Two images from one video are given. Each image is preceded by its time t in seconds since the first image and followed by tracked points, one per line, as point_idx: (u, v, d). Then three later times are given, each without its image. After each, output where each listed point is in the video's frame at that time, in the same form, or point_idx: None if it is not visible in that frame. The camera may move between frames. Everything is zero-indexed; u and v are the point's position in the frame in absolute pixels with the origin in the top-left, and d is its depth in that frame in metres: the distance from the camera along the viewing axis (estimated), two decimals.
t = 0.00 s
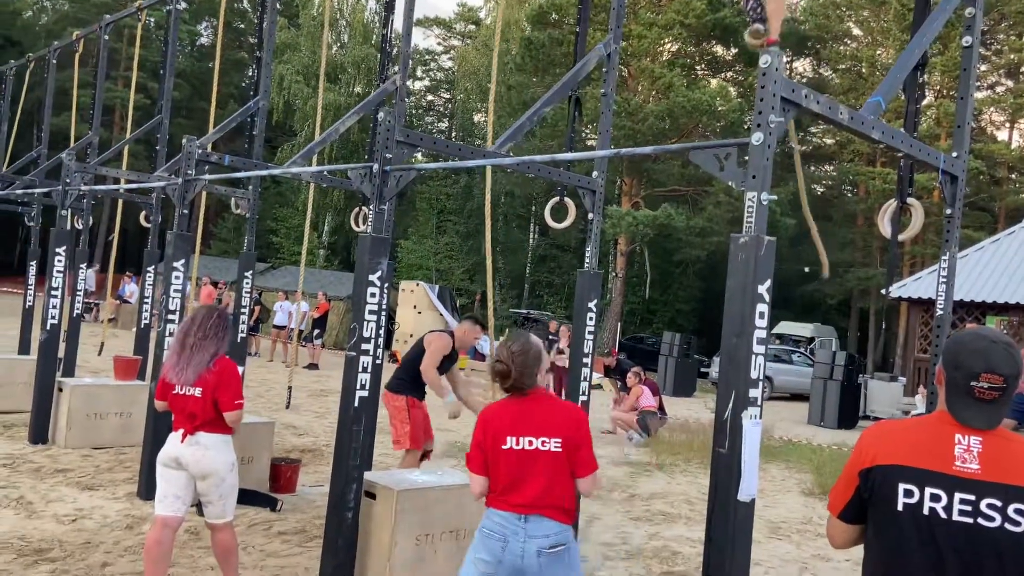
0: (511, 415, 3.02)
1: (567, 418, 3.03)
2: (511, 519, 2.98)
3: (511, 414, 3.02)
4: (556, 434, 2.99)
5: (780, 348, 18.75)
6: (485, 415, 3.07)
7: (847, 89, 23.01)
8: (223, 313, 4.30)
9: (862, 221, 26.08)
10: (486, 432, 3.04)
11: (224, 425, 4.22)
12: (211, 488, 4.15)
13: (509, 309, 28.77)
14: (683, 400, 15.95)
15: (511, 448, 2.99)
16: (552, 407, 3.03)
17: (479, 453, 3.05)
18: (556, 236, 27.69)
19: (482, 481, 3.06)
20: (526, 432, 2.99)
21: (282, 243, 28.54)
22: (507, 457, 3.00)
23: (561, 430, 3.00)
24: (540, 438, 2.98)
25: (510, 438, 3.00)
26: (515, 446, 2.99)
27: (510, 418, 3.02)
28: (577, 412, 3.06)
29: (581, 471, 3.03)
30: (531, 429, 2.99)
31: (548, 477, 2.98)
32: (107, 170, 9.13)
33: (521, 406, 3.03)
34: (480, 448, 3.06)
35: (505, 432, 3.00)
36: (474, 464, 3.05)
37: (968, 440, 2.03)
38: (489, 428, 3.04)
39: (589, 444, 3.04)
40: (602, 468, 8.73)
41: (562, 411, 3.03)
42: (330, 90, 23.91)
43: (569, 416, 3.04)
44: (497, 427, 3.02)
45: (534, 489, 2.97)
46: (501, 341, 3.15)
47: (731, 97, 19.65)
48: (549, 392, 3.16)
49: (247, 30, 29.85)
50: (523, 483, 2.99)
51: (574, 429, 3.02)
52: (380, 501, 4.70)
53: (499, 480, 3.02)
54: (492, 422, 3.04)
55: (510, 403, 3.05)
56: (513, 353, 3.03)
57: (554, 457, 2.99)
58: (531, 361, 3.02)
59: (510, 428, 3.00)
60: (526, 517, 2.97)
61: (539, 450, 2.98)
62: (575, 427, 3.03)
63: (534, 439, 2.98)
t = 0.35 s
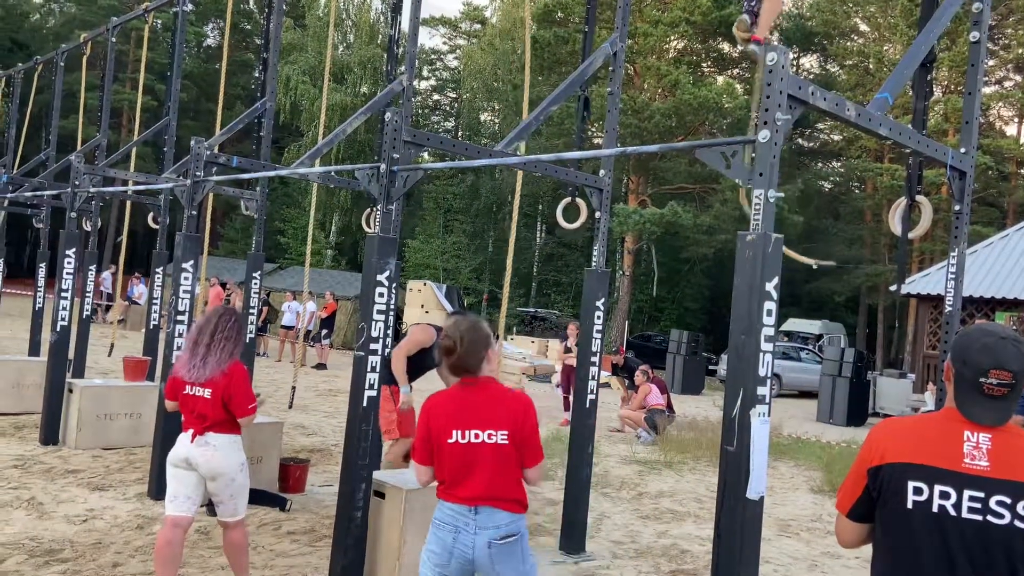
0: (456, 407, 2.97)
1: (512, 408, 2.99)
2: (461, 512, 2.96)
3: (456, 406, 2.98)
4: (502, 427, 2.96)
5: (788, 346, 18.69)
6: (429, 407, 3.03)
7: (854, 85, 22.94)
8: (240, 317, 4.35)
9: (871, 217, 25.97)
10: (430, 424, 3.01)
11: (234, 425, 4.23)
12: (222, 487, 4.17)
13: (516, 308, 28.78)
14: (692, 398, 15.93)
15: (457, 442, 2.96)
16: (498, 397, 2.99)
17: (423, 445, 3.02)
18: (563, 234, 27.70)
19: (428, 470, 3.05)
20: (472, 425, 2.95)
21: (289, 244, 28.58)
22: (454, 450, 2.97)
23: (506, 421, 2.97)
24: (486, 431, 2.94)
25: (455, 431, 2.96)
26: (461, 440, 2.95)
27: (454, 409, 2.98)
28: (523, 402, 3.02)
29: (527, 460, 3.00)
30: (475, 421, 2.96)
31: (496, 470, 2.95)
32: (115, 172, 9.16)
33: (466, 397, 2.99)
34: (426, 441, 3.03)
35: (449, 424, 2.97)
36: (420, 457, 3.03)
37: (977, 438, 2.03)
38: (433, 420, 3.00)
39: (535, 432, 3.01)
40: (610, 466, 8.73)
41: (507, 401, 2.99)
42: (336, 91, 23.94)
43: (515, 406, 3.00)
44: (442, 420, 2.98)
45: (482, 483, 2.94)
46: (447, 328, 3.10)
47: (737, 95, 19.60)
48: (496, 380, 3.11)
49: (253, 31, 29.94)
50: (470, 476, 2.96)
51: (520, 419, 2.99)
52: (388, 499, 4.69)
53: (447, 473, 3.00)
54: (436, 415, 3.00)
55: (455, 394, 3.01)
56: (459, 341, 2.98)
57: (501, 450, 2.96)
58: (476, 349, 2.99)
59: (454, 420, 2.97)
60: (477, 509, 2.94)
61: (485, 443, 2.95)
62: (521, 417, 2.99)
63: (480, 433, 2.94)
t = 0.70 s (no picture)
0: (437, 419, 2.97)
1: (492, 426, 2.95)
2: (434, 523, 2.96)
3: (437, 418, 2.98)
4: (478, 446, 2.93)
5: (794, 348, 18.66)
6: (412, 418, 3.05)
7: (858, 87, 22.91)
8: (262, 327, 4.33)
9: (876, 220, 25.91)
10: (412, 435, 3.03)
11: (252, 431, 4.26)
12: (241, 491, 4.21)
13: (521, 311, 28.80)
14: (697, 401, 15.91)
15: (434, 455, 2.97)
16: (478, 411, 2.96)
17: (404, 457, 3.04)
18: (567, 237, 27.72)
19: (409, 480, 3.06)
20: (450, 439, 2.95)
21: (294, 247, 28.65)
22: (430, 463, 2.98)
23: (483, 440, 2.94)
24: (463, 447, 2.94)
25: (433, 444, 2.97)
26: (438, 454, 2.96)
27: (434, 422, 2.98)
28: (505, 420, 2.98)
29: (504, 480, 2.96)
30: (454, 436, 2.95)
31: (469, 486, 2.93)
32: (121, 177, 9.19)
33: (448, 410, 2.98)
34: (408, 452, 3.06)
35: (428, 437, 2.98)
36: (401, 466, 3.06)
37: (980, 441, 2.03)
38: (415, 431, 3.02)
39: (514, 453, 2.97)
40: (615, 470, 8.72)
41: (487, 418, 2.96)
42: (341, 94, 24.00)
43: (494, 424, 2.95)
44: (422, 432, 3.00)
45: (455, 497, 2.94)
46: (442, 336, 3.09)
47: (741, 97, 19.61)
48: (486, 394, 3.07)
49: (258, 35, 30.05)
50: (444, 489, 2.95)
51: (499, 438, 2.95)
52: (393, 504, 4.71)
53: (423, 487, 3.01)
54: (417, 427, 3.02)
55: (439, 405, 3.00)
56: (449, 352, 2.99)
57: (475, 469, 2.93)
58: (462, 363, 2.97)
59: (434, 433, 2.98)
60: (449, 522, 2.94)
61: (459, 460, 2.94)
62: (499, 436, 2.95)
63: (456, 449, 2.94)
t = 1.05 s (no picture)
0: (426, 421, 3.00)
1: (477, 431, 2.93)
2: (424, 531, 2.97)
3: (427, 422, 3.00)
4: (464, 450, 2.92)
5: (794, 354, 18.65)
6: (406, 422, 3.09)
7: (860, 94, 22.93)
8: (286, 330, 4.44)
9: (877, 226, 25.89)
10: (404, 438, 3.07)
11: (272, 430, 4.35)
12: (258, 490, 4.24)
13: (522, 316, 28.79)
14: (698, 407, 15.90)
15: (421, 458, 2.98)
16: (465, 415, 2.95)
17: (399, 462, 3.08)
18: (568, 242, 27.77)
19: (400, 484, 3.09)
20: (437, 443, 2.96)
21: (295, 251, 28.68)
22: (418, 466, 3.00)
23: (467, 445, 2.92)
24: (448, 451, 2.94)
25: (420, 446, 3.00)
26: (425, 457, 2.98)
27: (423, 424, 3.01)
28: (492, 426, 2.94)
29: (490, 489, 2.92)
30: (440, 439, 2.96)
31: (454, 492, 2.93)
32: (123, 181, 9.20)
33: (437, 412, 3.00)
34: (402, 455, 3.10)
35: (417, 440, 3.02)
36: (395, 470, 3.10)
37: (978, 449, 2.04)
38: (406, 435, 3.06)
39: (501, 461, 2.92)
40: (615, 476, 8.71)
41: (473, 423, 2.93)
42: (343, 99, 24.03)
43: (481, 428, 2.92)
44: (411, 436, 3.04)
45: (442, 504, 2.94)
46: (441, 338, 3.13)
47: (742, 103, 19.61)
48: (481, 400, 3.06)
49: (260, 40, 30.15)
50: (429, 493, 2.96)
51: (484, 445, 2.92)
52: (393, 509, 4.74)
53: (412, 492, 3.03)
54: (409, 431, 3.06)
55: (430, 408, 3.03)
56: (441, 354, 3.01)
57: (459, 474, 2.92)
58: (453, 364, 2.99)
59: (423, 435, 3.00)
60: (438, 530, 2.94)
61: (444, 464, 2.94)
62: (484, 440, 2.92)
63: (442, 452, 2.95)
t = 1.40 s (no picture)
0: (449, 430, 2.93)
1: (501, 438, 2.87)
2: (451, 540, 2.90)
3: (450, 430, 2.94)
4: (489, 458, 2.85)
5: (790, 360, 18.67)
6: (425, 431, 3.03)
7: (857, 100, 23.00)
8: (284, 330, 4.46)
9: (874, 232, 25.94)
10: (425, 448, 3.00)
11: (271, 430, 4.34)
12: (255, 488, 4.23)
13: (519, 320, 28.77)
14: (693, 412, 15.90)
15: (445, 468, 2.92)
16: (490, 422, 2.90)
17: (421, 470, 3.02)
18: (565, 246, 27.79)
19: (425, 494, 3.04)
20: (460, 452, 2.90)
21: (292, 253, 28.66)
22: (443, 477, 2.93)
23: (493, 452, 2.86)
24: (473, 460, 2.87)
25: (445, 456, 2.93)
26: (450, 466, 2.91)
27: (445, 434, 2.94)
28: (515, 431, 2.88)
29: (519, 495, 2.85)
30: (465, 448, 2.89)
31: (481, 500, 2.87)
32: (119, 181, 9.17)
33: (459, 421, 2.94)
34: (424, 464, 3.04)
35: (440, 450, 2.95)
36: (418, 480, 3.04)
37: (978, 456, 2.05)
38: (427, 443, 3.00)
39: (527, 465, 2.86)
40: (610, 480, 8.71)
41: (497, 430, 2.87)
42: (341, 101, 24.05)
43: (505, 435, 2.86)
44: (433, 445, 2.97)
45: (468, 512, 2.88)
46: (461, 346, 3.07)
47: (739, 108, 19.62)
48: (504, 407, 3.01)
49: (258, 41, 30.17)
50: (456, 502, 2.90)
51: (508, 450, 2.85)
52: (387, 511, 4.73)
53: (436, 502, 2.96)
54: (431, 439, 3.00)
55: (452, 417, 2.97)
56: (463, 361, 2.98)
57: (486, 482, 2.86)
58: (475, 370, 2.94)
59: (446, 445, 2.93)
60: (466, 538, 2.87)
61: (470, 472, 2.88)
62: (510, 449, 2.85)
63: (467, 461, 2.89)
